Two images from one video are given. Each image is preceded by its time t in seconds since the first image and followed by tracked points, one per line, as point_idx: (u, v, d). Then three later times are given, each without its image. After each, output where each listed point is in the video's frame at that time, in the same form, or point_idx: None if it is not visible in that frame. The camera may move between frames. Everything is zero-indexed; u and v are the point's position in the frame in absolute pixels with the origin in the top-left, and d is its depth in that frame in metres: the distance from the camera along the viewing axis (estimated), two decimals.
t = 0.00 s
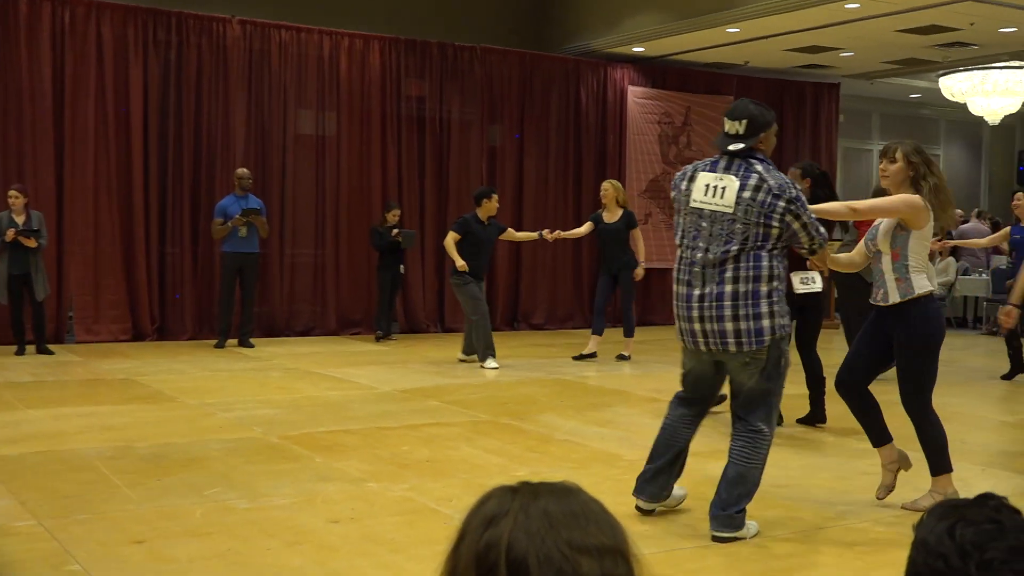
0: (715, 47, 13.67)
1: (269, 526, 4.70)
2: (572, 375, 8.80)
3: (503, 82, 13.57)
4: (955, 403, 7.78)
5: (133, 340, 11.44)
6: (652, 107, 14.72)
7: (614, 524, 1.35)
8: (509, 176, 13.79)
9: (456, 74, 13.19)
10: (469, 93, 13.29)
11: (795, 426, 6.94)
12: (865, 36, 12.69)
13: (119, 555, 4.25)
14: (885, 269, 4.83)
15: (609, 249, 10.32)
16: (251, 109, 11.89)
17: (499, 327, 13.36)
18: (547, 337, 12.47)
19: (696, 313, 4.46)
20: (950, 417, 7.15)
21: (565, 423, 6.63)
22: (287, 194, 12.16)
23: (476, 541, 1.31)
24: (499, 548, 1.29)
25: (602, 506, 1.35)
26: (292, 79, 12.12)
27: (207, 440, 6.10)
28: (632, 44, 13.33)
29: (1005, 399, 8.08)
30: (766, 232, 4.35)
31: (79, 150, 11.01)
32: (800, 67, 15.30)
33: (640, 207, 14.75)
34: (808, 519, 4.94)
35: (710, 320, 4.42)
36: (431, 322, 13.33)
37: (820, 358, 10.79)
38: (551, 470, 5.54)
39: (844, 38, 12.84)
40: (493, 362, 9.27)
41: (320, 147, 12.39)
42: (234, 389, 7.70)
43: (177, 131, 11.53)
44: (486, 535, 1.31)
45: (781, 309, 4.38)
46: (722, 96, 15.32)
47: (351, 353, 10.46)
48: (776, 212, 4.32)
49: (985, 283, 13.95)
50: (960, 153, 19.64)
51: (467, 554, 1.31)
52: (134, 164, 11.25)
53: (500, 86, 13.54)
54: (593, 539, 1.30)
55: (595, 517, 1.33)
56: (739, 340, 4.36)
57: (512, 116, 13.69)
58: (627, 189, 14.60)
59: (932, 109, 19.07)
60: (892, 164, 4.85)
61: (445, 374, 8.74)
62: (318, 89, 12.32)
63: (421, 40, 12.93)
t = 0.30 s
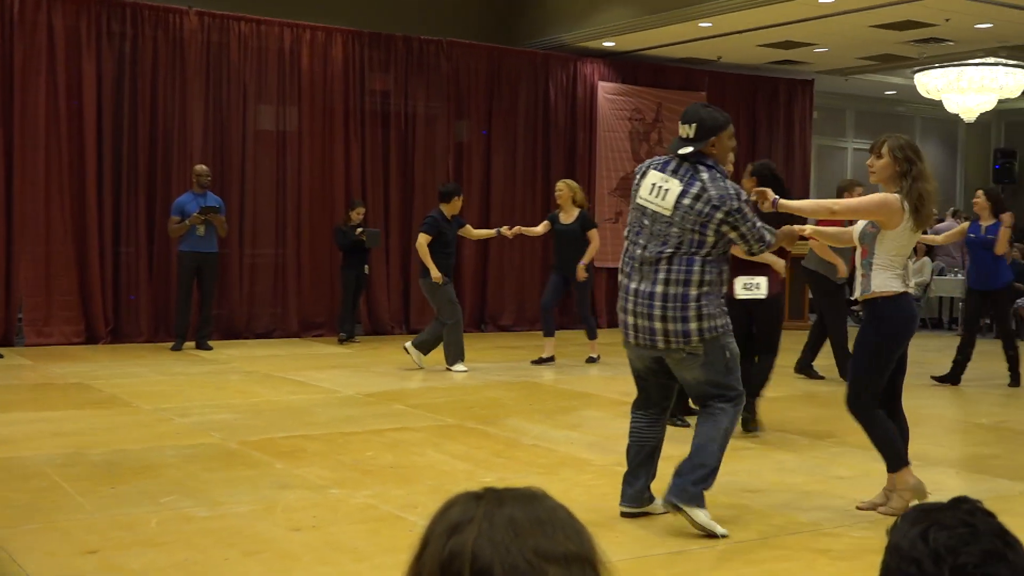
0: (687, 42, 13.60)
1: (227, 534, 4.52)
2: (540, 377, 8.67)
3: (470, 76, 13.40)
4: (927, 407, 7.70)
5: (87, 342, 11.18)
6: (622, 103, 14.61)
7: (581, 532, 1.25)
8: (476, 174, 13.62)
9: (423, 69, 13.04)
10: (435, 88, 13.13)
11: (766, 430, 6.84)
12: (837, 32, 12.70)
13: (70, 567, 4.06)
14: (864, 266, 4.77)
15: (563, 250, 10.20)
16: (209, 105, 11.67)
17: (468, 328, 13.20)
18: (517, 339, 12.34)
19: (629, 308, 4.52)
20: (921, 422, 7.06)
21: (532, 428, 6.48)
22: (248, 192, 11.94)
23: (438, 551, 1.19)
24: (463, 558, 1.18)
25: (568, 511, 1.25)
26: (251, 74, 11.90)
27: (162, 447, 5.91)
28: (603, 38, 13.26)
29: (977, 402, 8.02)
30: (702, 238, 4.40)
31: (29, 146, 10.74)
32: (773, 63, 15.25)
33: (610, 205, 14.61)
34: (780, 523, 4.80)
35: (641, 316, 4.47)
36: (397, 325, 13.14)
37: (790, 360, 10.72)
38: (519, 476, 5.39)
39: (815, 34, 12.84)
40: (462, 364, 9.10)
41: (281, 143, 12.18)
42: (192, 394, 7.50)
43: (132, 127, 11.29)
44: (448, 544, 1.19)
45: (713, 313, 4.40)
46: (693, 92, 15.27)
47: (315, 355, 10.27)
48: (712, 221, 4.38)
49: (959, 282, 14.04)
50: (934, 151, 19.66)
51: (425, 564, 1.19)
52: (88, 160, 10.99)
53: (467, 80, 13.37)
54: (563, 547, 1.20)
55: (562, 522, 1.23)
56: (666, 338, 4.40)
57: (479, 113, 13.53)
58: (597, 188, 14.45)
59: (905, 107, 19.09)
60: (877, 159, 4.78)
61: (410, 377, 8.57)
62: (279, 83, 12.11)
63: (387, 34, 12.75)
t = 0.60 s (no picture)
0: (659, 42, 13.63)
1: (197, 537, 4.48)
2: (512, 378, 8.67)
3: (442, 75, 13.37)
4: (899, 408, 7.75)
5: (54, 343, 11.07)
6: (595, 103, 14.63)
7: (551, 531, 1.23)
8: (449, 173, 13.58)
9: (394, 67, 12.99)
10: (407, 87, 13.09)
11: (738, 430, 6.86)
12: (808, 32, 12.77)
13: (36, 570, 4.01)
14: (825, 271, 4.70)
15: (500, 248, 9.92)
16: (178, 104, 11.57)
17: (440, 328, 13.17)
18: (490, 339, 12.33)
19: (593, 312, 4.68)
20: (893, 422, 7.10)
21: (505, 430, 6.46)
22: (217, 191, 11.86)
23: (409, 554, 1.16)
24: (434, 559, 1.15)
25: (537, 512, 1.23)
26: (221, 72, 11.82)
27: (131, 448, 5.84)
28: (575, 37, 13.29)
29: (948, 402, 8.07)
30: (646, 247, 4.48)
31: None
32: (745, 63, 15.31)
33: (583, 205, 14.64)
34: (753, 523, 4.79)
35: (599, 320, 4.62)
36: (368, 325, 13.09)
37: (762, 360, 10.75)
38: (492, 476, 5.37)
39: (787, 34, 12.91)
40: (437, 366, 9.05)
41: (251, 142, 12.10)
42: (161, 395, 7.44)
43: (100, 126, 11.19)
44: (419, 546, 1.17)
45: (663, 325, 4.48)
46: (667, 91, 15.30)
47: (286, 356, 10.21)
48: (650, 226, 4.46)
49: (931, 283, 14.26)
50: (906, 152, 19.81)
51: (396, 565, 1.16)
52: (54, 158, 10.89)
53: (439, 79, 13.34)
54: (532, 547, 1.18)
55: (534, 524, 1.21)
56: (616, 343, 4.54)
57: (451, 112, 13.49)
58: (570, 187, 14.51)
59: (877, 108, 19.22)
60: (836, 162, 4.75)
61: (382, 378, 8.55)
62: (249, 82, 12.04)
63: (357, 32, 12.70)
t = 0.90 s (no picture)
0: (635, 43, 13.66)
1: (172, 539, 4.45)
2: (489, 378, 8.67)
3: (418, 75, 13.34)
4: (874, 407, 7.79)
5: (27, 343, 10.99)
6: (572, 103, 14.62)
7: (529, 530, 1.22)
8: (425, 173, 13.56)
9: (371, 67, 12.96)
10: (383, 87, 13.07)
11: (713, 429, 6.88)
12: (784, 34, 12.83)
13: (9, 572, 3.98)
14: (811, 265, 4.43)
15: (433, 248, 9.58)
16: (153, 102, 11.51)
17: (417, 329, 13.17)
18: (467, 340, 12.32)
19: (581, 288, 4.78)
20: (868, 422, 7.14)
21: (482, 430, 6.45)
22: (193, 191, 11.80)
23: (386, 554, 1.16)
24: (411, 559, 1.15)
25: (515, 512, 1.22)
26: (196, 71, 11.75)
27: (105, 449, 5.81)
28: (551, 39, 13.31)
29: (923, 402, 8.13)
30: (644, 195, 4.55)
31: None
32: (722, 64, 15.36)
33: (559, 205, 14.64)
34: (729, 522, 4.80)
35: (586, 293, 4.72)
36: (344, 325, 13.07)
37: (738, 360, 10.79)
38: (469, 477, 5.37)
39: (762, 36, 12.97)
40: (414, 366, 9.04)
41: (226, 141, 12.04)
42: (136, 395, 7.40)
43: (73, 125, 11.11)
44: (397, 546, 1.16)
45: (650, 275, 4.60)
46: (643, 92, 15.33)
47: (262, 356, 10.19)
48: (648, 177, 4.53)
49: (905, 284, 14.38)
50: (881, 153, 19.94)
51: (375, 564, 1.16)
52: (27, 156, 10.81)
53: (416, 79, 13.32)
54: (510, 546, 1.17)
55: (511, 524, 1.20)
56: (604, 305, 4.65)
57: (428, 112, 13.47)
58: (546, 187, 14.51)
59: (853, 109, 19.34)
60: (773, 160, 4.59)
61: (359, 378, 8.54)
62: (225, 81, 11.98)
63: (333, 32, 12.66)
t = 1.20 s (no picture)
0: (614, 43, 13.68)
1: (149, 540, 4.42)
2: (469, 378, 8.66)
3: (397, 75, 13.32)
4: (851, 406, 7.82)
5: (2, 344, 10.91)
6: (551, 103, 14.62)
7: (506, 530, 1.21)
8: (404, 173, 13.54)
9: (349, 66, 12.93)
10: (362, 86, 13.04)
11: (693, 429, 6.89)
12: (761, 34, 12.89)
13: None
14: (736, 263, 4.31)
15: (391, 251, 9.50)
16: (130, 102, 11.45)
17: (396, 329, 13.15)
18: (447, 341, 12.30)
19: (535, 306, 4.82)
20: (846, 421, 7.18)
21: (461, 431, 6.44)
22: (170, 191, 11.74)
23: (362, 554, 1.15)
24: (387, 560, 1.14)
25: (492, 511, 1.22)
26: (173, 70, 11.69)
27: (81, 450, 5.77)
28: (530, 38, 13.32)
29: (900, 401, 8.17)
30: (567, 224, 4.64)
31: None
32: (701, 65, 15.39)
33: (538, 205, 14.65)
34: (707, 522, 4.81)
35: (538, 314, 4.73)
36: (323, 325, 13.03)
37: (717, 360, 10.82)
38: (447, 477, 5.36)
39: (739, 36, 13.02)
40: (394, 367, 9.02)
41: (204, 141, 11.98)
42: (113, 395, 7.37)
43: (49, 123, 11.04)
44: (373, 547, 1.15)
45: (584, 301, 4.58)
46: (622, 92, 15.33)
47: (241, 356, 10.15)
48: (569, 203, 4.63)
49: (882, 283, 14.44)
50: (858, 153, 20.04)
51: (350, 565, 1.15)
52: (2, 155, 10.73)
53: (394, 79, 13.29)
54: (486, 546, 1.16)
55: (488, 524, 1.19)
56: (554, 329, 4.63)
57: (406, 112, 13.45)
58: (525, 188, 14.50)
59: (830, 109, 19.43)
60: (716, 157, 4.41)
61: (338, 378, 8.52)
62: (203, 80, 11.92)
63: (311, 32, 12.62)
